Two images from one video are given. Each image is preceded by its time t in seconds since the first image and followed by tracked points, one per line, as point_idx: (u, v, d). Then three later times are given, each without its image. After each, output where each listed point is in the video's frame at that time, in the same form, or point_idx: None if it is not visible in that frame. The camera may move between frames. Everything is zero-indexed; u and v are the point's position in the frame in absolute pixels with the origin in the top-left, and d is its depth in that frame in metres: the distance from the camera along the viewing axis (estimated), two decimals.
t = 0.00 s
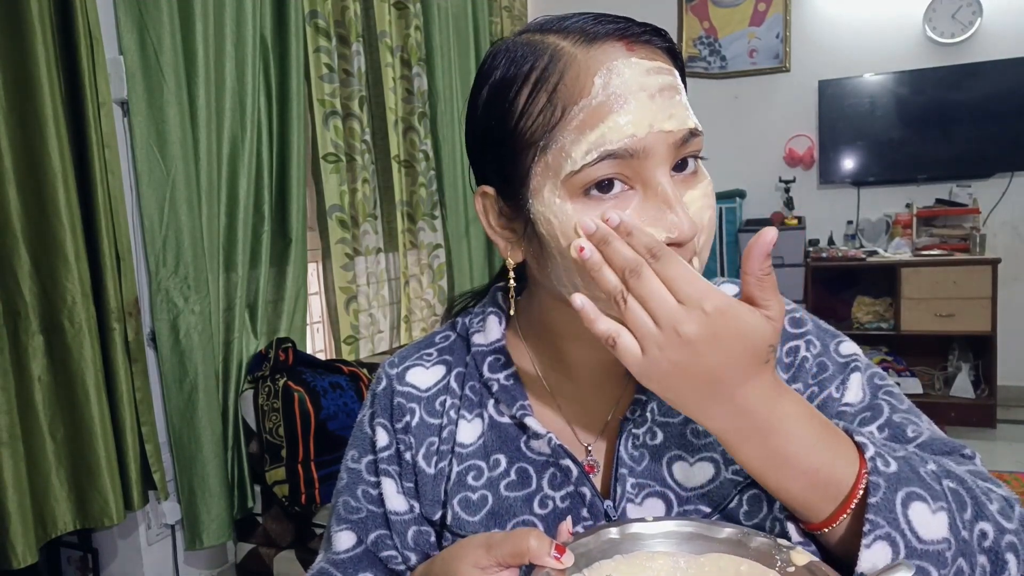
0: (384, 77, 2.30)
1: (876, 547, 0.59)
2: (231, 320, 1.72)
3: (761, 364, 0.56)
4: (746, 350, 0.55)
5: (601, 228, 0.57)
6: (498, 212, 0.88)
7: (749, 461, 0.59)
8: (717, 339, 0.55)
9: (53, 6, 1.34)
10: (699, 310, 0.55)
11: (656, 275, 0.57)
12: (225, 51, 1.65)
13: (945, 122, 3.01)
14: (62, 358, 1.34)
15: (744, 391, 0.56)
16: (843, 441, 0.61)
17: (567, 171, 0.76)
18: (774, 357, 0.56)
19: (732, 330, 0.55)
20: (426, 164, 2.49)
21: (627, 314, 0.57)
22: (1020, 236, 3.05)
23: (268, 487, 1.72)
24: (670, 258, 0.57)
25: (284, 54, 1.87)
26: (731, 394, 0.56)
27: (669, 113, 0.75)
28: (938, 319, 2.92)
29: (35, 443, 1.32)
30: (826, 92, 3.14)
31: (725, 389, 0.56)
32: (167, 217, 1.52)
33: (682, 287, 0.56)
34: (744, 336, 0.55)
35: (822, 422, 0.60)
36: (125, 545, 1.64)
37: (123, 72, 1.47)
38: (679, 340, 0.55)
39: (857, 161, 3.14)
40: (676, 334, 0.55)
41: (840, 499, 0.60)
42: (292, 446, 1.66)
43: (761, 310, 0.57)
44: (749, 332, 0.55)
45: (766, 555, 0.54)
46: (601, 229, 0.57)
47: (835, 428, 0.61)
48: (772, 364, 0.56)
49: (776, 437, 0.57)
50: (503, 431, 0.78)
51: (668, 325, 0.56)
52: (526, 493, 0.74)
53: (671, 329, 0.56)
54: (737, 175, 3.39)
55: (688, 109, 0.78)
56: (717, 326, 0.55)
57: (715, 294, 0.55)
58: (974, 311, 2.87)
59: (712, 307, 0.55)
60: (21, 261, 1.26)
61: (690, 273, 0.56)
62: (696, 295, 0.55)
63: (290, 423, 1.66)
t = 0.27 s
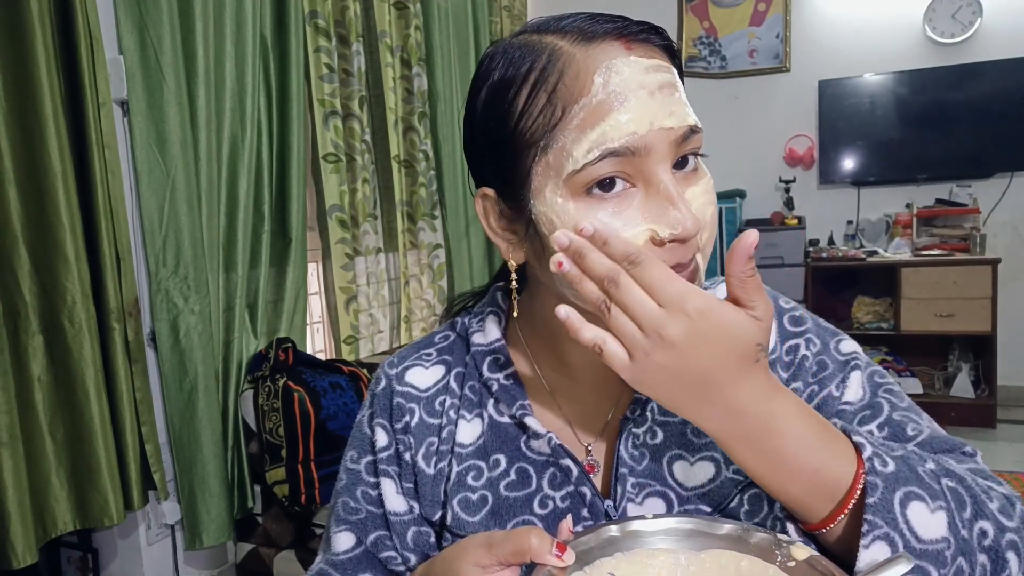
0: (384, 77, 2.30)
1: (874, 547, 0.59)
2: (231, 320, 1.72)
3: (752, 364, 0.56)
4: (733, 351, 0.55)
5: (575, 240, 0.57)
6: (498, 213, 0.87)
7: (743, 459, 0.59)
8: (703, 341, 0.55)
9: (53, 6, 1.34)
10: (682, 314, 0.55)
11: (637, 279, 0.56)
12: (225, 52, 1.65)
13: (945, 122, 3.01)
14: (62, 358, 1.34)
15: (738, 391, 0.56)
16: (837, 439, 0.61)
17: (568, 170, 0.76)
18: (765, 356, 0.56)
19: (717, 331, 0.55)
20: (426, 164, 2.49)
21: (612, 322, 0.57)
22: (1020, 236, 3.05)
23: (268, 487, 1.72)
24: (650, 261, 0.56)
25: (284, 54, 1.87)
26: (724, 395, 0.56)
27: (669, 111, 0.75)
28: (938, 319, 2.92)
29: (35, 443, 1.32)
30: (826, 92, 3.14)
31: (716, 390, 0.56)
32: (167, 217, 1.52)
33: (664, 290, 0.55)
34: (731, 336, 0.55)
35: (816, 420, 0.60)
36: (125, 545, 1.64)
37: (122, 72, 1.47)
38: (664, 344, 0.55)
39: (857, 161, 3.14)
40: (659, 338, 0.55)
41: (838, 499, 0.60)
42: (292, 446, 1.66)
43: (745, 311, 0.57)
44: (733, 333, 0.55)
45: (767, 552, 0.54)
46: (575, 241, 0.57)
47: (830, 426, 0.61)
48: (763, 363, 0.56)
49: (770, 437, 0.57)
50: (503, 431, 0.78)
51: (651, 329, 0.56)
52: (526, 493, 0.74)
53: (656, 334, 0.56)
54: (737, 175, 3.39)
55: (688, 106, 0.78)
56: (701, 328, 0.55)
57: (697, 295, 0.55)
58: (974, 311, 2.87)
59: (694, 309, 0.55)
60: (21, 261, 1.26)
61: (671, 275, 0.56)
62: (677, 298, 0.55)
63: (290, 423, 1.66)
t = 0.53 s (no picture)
0: (384, 77, 2.30)
1: (886, 554, 0.59)
2: (231, 320, 1.72)
3: (756, 377, 0.56)
4: (734, 368, 0.56)
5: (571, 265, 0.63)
6: (493, 209, 0.88)
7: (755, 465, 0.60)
8: (702, 360, 0.56)
9: (53, 6, 1.34)
10: (680, 335, 0.56)
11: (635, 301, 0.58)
12: (225, 52, 1.65)
13: (945, 122, 3.01)
14: (62, 358, 1.34)
15: (744, 405, 0.57)
16: (849, 449, 0.61)
17: (557, 158, 0.76)
18: (772, 369, 0.56)
19: (715, 349, 0.55)
20: (426, 164, 2.49)
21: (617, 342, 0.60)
22: (1020, 236, 3.05)
23: (268, 487, 1.72)
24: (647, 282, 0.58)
25: (284, 54, 1.87)
26: (731, 408, 0.57)
27: (658, 101, 0.75)
28: (938, 319, 2.92)
29: (35, 443, 1.32)
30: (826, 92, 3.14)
31: (722, 404, 0.57)
32: (167, 217, 1.52)
33: (661, 312, 0.57)
34: (732, 353, 0.55)
35: (827, 429, 0.59)
36: (125, 545, 1.64)
37: (123, 72, 1.47)
38: (663, 364, 0.57)
39: (857, 161, 3.14)
40: (659, 357, 0.57)
41: (847, 506, 0.61)
42: (292, 446, 1.66)
43: (749, 327, 0.56)
44: (732, 350, 0.55)
45: (765, 553, 0.54)
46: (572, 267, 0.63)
47: (842, 434, 0.61)
48: (771, 376, 0.56)
49: (779, 446, 0.58)
50: (503, 432, 0.78)
51: (651, 349, 0.57)
52: (526, 494, 0.74)
53: (655, 353, 0.58)
54: (737, 175, 3.39)
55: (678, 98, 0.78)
56: (699, 348, 0.56)
57: (695, 315, 0.56)
58: (974, 311, 2.87)
59: (691, 330, 0.56)
60: (21, 261, 1.26)
61: (668, 296, 0.57)
62: (673, 320, 0.56)
63: (290, 423, 1.66)
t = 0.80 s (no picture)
0: (384, 77, 2.30)
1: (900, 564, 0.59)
2: (231, 320, 1.72)
3: (775, 396, 0.55)
4: (754, 390, 0.55)
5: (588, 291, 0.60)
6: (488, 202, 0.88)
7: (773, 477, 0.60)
8: (723, 384, 0.55)
9: (53, 6, 1.34)
10: (699, 363, 0.55)
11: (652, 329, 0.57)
12: (225, 52, 1.65)
13: (945, 123, 3.01)
14: (62, 358, 1.34)
15: (763, 423, 0.56)
16: (864, 460, 0.61)
17: (544, 144, 0.76)
18: (791, 387, 0.55)
19: (736, 374, 0.55)
20: (426, 164, 2.49)
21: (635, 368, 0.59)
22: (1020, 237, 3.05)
23: (268, 487, 1.72)
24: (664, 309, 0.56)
25: (284, 54, 1.87)
26: (750, 426, 0.57)
27: (646, 89, 0.75)
28: (939, 319, 2.92)
29: (35, 443, 1.32)
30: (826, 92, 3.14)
31: (741, 423, 0.57)
32: (167, 217, 1.52)
33: (679, 340, 0.55)
34: (752, 377, 0.55)
35: (843, 442, 0.59)
36: (125, 545, 1.64)
37: (123, 72, 1.47)
38: (683, 391, 0.56)
39: (857, 161, 3.14)
40: (678, 383, 0.56)
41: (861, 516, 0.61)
42: (292, 446, 1.66)
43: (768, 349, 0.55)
44: (753, 375, 0.54)
45: (769, 557, 0.54)
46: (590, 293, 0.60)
47: (856, 445, 0.61)
48: (789, 394, 0.56)
49: (799, 460, 0.58)
50: (505, 434, 0.78)
51: (671, 376, 0.56)
52: (528, 497, 0.74)
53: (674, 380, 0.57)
54: (737, 175, 3.39)
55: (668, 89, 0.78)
56: (719, 374, 0.55)
57: (715, 341, 0.55)
58: (974, 311, 2.87)
59: (711, 358, 0.55)
60: (21, 261, 1.26)
61: (687, 323, 0.55)
62: (692, 348, 0.55)
63: (290, 423, 1.66)
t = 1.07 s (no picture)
0: (384, 77, 2.30)
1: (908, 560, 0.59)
2: (231, 320, 1.72)
3: (785, 394, 0.56)
4: (766, 389, 0.55)
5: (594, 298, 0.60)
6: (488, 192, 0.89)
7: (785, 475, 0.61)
8: (735, 383, 0.56)
9: (53, 5, 1.34)
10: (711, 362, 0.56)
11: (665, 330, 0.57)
12: (225, 52, 1.65)
13: (945, 123, 3.01)
14: (62, 358, 1.34)
15: (774, 421, 0.57)
16: (874, 459, 0.61)
17: (534, 131, 0.77)
18: (801, 386, 0.56)
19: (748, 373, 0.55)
20: (426, 164, 2.49)
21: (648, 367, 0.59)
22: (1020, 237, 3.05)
23: (268, 487, 1.72)
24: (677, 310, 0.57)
25: (284, 54, 1.87)
26: (762, 424, 0.57)
27: (638, 85, 0.75)
28: (939, 319, 2.92)
29: (35, 443, 1.32)
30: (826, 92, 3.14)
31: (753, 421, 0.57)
32: (167, 217, 1.52)
33: (691, 341, 0.56)
34: (763, 376, 0.55)
35: (852, 441, 0.59)
36: (125, 545, 1.64)
37: (123, 72, 1.47)
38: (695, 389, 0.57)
39: (857, 161, 3.14)
40: (691, 384, 0.57)
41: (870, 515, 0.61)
42: (292, 445, 1.66)
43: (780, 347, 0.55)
44: (764, 374, 0.55)
45: (773, 556, 0.54)
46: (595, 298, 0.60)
47: (866, 443, 0.61)
48: (800, 393, 0.56)
49: (810, 459, 0.58)
50: (508, 435, 0.78)
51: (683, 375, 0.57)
52: (530, 498, 0.74)
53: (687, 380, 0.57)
54: (737, 175, 3.39)
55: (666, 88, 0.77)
56: (731, 373, 0.56)
57: (726, 341, 0.55)
58: (974, 311, 2.87)
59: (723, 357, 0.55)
60: (21, 261, 1.26)
61: (699, 324, 0.56)
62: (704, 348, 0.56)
63: (290, 422, 1.66)
